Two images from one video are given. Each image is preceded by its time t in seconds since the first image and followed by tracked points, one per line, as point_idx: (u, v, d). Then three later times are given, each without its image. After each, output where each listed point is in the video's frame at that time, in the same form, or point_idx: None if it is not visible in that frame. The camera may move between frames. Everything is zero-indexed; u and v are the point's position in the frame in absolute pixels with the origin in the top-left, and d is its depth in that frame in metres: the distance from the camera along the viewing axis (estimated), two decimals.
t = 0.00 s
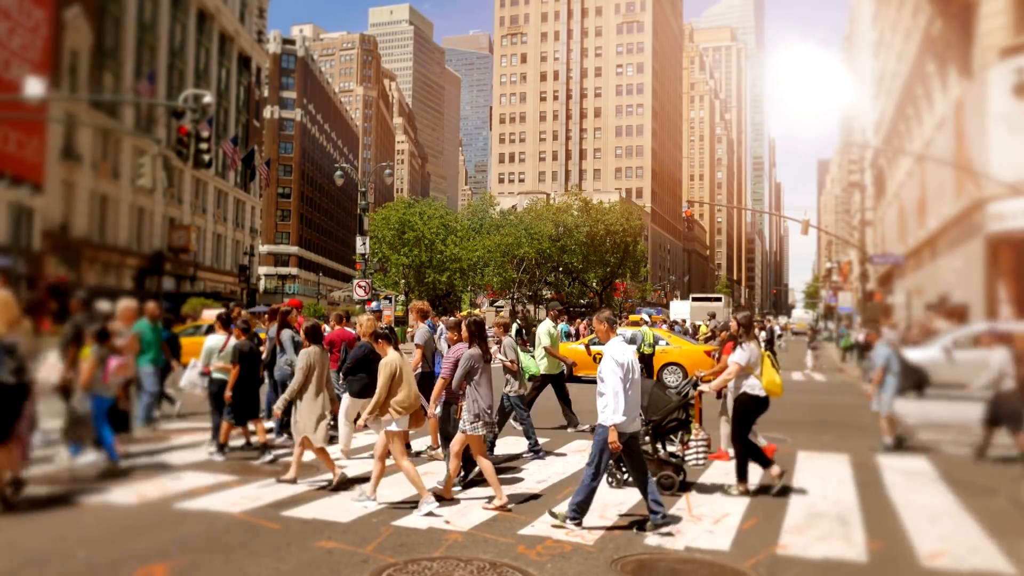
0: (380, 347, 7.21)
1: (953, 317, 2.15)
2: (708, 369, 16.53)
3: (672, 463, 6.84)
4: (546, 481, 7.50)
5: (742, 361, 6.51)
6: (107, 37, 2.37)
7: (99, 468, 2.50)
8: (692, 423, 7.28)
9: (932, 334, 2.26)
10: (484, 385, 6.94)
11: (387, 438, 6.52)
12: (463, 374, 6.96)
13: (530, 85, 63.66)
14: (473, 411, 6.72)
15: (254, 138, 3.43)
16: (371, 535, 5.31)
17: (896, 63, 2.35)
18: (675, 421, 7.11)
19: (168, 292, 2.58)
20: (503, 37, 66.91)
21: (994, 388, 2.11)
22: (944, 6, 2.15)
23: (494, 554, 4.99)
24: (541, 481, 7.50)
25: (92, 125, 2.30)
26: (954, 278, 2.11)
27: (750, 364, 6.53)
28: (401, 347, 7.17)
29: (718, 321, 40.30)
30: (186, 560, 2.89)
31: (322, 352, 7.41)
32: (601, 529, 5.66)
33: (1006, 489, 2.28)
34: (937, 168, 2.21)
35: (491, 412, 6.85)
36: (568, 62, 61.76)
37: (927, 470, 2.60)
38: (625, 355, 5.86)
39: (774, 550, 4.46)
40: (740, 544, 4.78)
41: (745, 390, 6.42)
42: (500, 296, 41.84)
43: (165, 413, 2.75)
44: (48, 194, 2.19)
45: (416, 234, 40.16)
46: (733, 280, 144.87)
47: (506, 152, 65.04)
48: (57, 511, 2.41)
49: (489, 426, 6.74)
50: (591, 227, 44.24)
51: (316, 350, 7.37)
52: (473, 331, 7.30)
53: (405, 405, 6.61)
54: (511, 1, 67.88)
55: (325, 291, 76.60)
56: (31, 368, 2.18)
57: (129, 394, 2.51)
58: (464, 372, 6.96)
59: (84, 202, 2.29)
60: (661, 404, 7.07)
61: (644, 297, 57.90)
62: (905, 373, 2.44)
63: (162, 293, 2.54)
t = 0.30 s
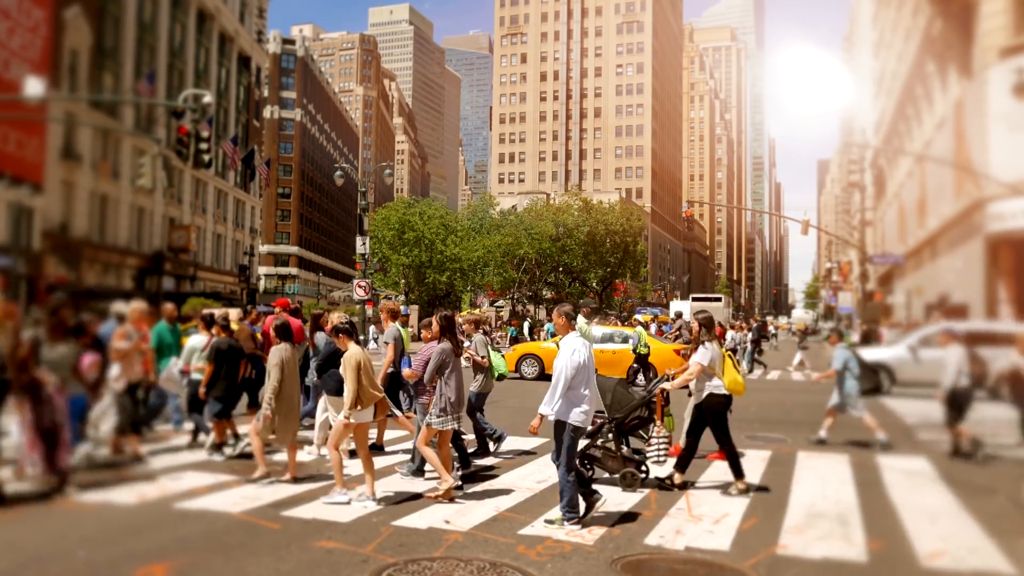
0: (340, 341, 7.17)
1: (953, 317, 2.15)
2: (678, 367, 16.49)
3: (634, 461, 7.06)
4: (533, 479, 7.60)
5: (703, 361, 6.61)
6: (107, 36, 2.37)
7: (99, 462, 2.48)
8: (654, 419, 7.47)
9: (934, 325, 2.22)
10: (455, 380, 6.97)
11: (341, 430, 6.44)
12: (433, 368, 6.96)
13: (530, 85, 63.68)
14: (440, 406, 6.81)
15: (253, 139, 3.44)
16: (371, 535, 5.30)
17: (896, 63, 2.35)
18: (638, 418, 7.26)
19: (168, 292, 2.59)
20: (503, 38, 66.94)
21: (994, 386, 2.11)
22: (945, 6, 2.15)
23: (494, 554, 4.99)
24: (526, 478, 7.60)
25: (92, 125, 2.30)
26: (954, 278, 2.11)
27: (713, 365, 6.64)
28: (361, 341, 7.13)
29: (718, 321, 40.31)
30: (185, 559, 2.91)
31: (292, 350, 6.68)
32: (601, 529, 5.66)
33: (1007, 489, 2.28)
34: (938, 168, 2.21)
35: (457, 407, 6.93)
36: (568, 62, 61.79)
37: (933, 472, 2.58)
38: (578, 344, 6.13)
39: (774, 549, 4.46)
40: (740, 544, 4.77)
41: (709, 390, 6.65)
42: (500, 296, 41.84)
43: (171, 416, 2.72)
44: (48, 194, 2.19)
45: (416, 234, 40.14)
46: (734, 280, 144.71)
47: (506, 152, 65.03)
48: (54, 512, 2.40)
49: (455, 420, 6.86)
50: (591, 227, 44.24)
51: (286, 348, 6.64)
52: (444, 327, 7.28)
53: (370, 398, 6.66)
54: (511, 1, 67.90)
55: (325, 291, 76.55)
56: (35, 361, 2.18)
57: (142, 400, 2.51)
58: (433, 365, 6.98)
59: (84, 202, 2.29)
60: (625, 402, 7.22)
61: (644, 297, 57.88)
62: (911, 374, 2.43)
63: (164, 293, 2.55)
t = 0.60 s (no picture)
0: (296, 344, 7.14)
1: (955, 318, 2.14)
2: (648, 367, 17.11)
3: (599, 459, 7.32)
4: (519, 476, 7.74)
5: (665, 357, 7.05)
6: (107, 36, 2.37)
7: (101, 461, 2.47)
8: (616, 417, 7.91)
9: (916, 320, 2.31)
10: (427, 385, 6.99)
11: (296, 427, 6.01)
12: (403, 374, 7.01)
13: (530, 85, 63.71)
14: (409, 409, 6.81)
15: (253, 138, 3.43)
16: (371, 535, 5.30)
17: (896, 63, 2.34)
18: (602, 416, 7.70)
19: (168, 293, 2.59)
20: (503, 38, 66.96)
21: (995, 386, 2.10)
22: (944, 6, 2.16)
23: (494, 554, 4.99)
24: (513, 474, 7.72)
25: (92, 125, 2.30)
26: (954, 278, 2.10)
27: (674, 360, 7.09)
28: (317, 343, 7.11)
29: (719, 321, 40.31)
30: (185, 559, 2.91)
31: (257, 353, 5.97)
32: (601, 529, 5.67)
33: (1007, 490, 2.30)
34: (937, 168, 2.21)
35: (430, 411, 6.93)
36: (568, 62, 61.83)
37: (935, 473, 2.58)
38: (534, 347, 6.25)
39: (775, 549, 4.46)
40: (740, 544, 4.76)
41: (671, 388, 7.01)
42: (501, 297, 41.96)
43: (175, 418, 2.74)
44: (48, 194, 2.19)
45: (416, 234, 40.09)
46: (733, 280, 144.85)
47: (506, 153, 65.01)
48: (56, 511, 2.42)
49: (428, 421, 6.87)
50: (591, 227, 44.28)
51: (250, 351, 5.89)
52: (415, 330, 7.40)
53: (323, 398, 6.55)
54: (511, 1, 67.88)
55: (325, 291, 76.42)
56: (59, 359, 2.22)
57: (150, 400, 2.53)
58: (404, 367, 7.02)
59: (84, 201, 2.29)
60: (589, 400, 7.62)
61: (644, 297, 57.86)
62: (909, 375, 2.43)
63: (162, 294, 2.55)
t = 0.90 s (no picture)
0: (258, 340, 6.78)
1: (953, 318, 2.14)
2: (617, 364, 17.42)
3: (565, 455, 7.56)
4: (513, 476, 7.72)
5: (631, 357, 7.21)
6: (107, 36, 2.37)
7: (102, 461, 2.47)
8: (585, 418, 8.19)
9: (883, 322, 2.48)
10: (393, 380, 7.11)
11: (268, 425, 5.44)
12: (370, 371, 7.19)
13: (530, 85, 63.69)
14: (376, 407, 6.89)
15: (253, 138, 3.43)
16: (371, 535, 5.31)
17: (896, 63, 2.33)
18: (568, 414, 8.00)
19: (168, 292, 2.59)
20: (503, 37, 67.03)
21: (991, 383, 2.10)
22: (945, 6, 2.15)
23: (495, 554, 4.99)
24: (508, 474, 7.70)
25: (91, 125, 2.30)
26: (954, 278, 2.10)
27: (639, 361, 7.25)
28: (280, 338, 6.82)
29: (719, 321, 40.30)
30: (186, 560, 2.88)
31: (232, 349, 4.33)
32: (601, 529, 5.66)
33: (1006, 490, 2.29)
34: (937, 168, 2.21)
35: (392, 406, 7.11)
36: (568, 62, 61.83)
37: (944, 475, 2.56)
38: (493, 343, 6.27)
39: (775, 549, 4.46)
40: (740, 544, 4.76)
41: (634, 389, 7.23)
42: (501, 297, 41.97)
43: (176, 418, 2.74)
44: (48, 194, 2.20)
45: (416, 233, 40.09)
46: (733, 279, 144.91)
47: (506, 152, 64.98)
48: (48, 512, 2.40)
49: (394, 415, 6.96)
50: (591, 227, 44.31)
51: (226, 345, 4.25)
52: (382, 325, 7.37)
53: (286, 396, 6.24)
54: (511, 1, 67.83)
55: (325, 291, 76.35)
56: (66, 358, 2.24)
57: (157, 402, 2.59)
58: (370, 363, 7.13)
59: (84, 202, 2.30)
60: (557, 398, 8.01)
61: (644, 297, 57.85)
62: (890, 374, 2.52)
63: (163, 293, 2.55)
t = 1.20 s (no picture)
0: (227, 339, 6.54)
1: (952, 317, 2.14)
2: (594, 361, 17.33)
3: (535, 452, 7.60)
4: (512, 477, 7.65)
5: (597, 354, 7.37)
6: (107, 37, 2.37)
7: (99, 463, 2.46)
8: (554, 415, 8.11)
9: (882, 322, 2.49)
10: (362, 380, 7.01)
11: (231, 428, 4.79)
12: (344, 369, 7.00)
13: (530, 85, 63.68)
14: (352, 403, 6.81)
15: (253, 138, 3.43)
16: (371, 535, 5.30)
17: (896, 63, 2.34)
18: (540, 412, 7.90)
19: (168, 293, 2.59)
20: (503, 38, 67.05)
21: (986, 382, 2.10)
22: (945, 6, 2.15)
23: (494, 554, 4.99)
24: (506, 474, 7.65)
25: (91, 125, 2.30)
26: (954, 278, 2.10)
27: (605, 357, 7.45)
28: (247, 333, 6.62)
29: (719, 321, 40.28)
30: (186, 560, 2.87)
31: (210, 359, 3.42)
32: (601, 529, 5.65)
33: (1007, 490, 2.28)
34: (937, 168, 2.21)
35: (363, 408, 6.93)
36: (568, 62, 61.85)
37: (947, 476, 2.55)
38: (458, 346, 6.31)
39: (775, 548, 4.45)
40: (739, 544, 4.74)
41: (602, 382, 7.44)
42: (501, 297, 41.98)
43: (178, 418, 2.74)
44: (48, 194, 2.19)
45: (416, 234, 40.13)
46: (733, 279, 144.83)
47: (506, 152, 64.97)
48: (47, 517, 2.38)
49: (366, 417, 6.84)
50: (591, 227, 44.29)
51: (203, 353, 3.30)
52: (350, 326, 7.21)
53: (254, 394, 6.20)
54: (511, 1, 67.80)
55: (325, 291, 76.33)
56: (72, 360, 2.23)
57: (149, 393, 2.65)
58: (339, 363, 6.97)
59: (84, 202, 2.29)
60: (526, 395, 7.90)
61: (644, 298, 57.85)
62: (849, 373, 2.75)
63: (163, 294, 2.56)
